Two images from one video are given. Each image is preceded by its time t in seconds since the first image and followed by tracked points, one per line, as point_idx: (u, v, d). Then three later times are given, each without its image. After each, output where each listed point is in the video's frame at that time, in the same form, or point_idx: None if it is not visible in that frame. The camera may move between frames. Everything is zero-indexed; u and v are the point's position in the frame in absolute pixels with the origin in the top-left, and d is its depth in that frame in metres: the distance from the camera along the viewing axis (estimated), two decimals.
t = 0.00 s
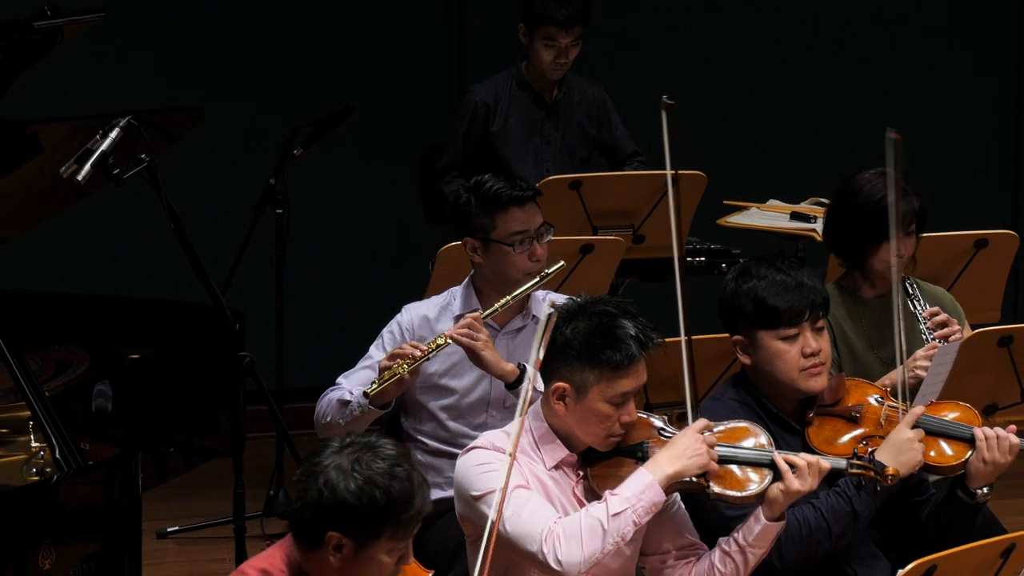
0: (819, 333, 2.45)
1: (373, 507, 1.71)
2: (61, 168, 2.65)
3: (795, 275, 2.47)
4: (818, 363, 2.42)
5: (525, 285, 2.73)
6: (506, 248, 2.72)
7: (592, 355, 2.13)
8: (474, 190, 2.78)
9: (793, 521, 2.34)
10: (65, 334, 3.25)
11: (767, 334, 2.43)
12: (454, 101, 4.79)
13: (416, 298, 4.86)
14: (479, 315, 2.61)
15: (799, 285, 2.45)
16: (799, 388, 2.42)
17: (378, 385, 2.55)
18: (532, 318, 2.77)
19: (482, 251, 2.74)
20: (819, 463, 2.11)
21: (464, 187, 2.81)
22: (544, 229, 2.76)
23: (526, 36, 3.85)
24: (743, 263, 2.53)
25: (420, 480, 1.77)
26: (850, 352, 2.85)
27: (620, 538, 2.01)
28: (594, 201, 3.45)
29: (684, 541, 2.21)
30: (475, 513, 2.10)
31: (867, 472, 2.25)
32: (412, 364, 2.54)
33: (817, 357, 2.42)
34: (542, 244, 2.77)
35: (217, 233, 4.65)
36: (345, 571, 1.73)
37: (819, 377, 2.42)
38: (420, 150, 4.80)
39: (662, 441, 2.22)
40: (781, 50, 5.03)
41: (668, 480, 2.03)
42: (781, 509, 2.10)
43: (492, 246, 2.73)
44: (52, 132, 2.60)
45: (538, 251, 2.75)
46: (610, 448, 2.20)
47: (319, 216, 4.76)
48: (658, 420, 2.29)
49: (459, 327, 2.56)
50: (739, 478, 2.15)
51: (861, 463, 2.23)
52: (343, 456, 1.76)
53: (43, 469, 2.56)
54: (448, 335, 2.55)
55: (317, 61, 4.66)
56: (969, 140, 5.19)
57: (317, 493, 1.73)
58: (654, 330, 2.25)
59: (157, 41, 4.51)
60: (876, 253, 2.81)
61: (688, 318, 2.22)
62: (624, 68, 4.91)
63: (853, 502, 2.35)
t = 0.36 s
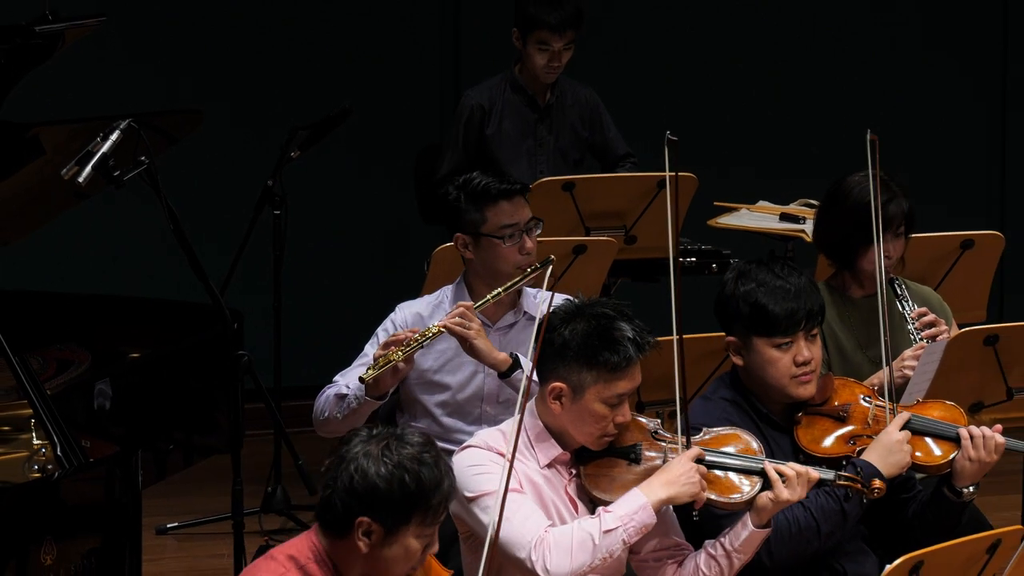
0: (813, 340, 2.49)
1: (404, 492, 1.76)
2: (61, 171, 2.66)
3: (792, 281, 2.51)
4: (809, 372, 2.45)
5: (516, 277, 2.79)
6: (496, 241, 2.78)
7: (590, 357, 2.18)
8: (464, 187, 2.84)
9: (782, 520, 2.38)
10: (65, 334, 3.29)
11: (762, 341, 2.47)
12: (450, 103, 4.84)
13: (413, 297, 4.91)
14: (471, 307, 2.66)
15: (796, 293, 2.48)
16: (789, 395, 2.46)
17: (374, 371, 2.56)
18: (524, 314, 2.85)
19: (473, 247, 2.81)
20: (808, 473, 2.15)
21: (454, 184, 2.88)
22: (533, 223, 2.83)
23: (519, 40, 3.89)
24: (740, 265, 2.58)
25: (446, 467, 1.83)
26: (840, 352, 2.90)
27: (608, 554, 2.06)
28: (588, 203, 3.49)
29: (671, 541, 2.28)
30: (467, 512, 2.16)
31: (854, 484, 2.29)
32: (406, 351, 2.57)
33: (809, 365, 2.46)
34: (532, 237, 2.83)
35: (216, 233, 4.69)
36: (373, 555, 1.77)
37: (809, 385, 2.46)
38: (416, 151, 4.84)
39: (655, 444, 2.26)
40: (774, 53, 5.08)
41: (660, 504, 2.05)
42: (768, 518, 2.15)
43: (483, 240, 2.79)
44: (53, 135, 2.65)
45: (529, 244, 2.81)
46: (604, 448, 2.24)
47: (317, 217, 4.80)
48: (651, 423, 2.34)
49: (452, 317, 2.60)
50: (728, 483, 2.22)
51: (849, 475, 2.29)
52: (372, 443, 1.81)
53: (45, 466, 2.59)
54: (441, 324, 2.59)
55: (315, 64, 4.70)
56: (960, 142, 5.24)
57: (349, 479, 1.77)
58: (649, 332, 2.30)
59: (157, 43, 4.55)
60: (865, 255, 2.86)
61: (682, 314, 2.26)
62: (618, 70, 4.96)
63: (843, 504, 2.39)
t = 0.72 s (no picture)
0: (809, 345, 2.53)
1: (412, 472, 1.83)
2: (65, 173, 2.73)
3: (789, 284, 2.55)
4: (804, 376, 2.51)
5: (510, 275, 2.84)
6: (490, 239, 2.82)
7: (586, 357, 2.22)
8: (456, 187, 2.89)
9: (774, 513, 2.43)
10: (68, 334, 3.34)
11: (760, 345, 2.50)
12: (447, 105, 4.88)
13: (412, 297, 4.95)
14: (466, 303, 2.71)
15: (794, 297, 2.52)
16: (784, 397, 2.51)
17: (368, 365, 2.65)
18: (519, 314, 2.89)
19: (468, 246, 2.86)
20: (796, 470, 2.20)
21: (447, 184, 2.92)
22: (526, 222, 2.87)
23: (515, 44, 3.94)
24: (738, 268, 2.61)
25: (449, 449, 1.90)
26: (831, 352, 2.95)
27: (602, 543, 2.10)
28: (582, 204, 3.54)
29: (665, 535, 2.33)
30: (464, 508, 2.20)
31: (844, 482, 2.33)
32: (401, 346, 2.64)
33: (805, 370, 2.51)
34: (526, 236, 2.87)
35: (217, 235, 4.74)
36: (380, 536, 1.84)
37: (804, 389, 2.52)
38: (413, 153, 4.89)
39: (649, 441, 2.31)
40: (768, 55, 5.13)
41: (652, 492, 2.09)
42: (761, 512, 2.19)
43: (476, 239, 2.83)
44: (56, 139, 2.70)
45: (522, 243, 2.85)
46: (599, 445, 2.29)
47: (315, 219, 4.84)
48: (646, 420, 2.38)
49: (445, 314, 2.65)
50: (722, 480, 2.27)
51: (839, 474, 2.33)
52: (378, 427, 1.88)
53: (48, 463, 2.62)
54: (434, 321, 2.65)
55: (313, 67, 4.75)
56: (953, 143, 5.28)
57: (358, 462, 1.84)
58: (645, 332, 2.33)
59: (158, 47, 4.60)
60: (856, 256, 2.91)
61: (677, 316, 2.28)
62: (614, 73, 5.01)
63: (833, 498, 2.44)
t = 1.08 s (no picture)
0: (798, 341, 2.56)
1: (431, 473, 1.87)
2: (67, 175, 2.77)
3: (778, 282, 2.59)
4: (794, 371, 2.54)
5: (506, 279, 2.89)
6: (487, 243, 2.87)
7: (580, 356, 2.26)
8: (455, 191, 2.94)
9: (766, 512, 2.47)
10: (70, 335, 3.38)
11: (750, 341, 2.54)
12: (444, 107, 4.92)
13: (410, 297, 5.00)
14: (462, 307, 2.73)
15: (783, 294, 2.57)
16: (774, 393, 2.54)
17: (367, 369, 2.68)
18: (514, 314, 2.94)
19: (465, 249, 2.91)
20: (788, 470, 2.25)
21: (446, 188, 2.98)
22: (524, 227, 2.92)
23: (510, 48, 3.98)
24: (727, 267, 2.66)
25: (466, 454, 1.95)
26: (821, 352, 3.00)
27: (594, 547, 2.15)
28: (577, 205, 3.58)
29: (657, 532, 2.37)
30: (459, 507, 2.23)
31: (834, 483, 2.37)
32: (397, 351, 2.67)
33: (794, 364, 2.54)
34: (522, 240, 2.92)
35: (217, 235, 4.79)
36: (395, 534, 1.88)
37: (793, 384, 2.55)
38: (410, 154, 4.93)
39: (642, 439, 2.35)
40: (762, 57, 5.17)
41: (645, 499, 2.14)
42: (752, 513, 2.24)
43: (475, 242, 2.88)
44: (58, 141, 2.74)
45: (519, 246, 2.91)
46: (592, 443, 2.34)
47: (314, 219, 4.89)
48: (639, 419, 2.43)
49: (442, 318, 2.68)
50: (714, 479, 2.31)
51: (829, 475, 2.37)
52: (399, 428, 1.92)
53: (51, 461, 2.66)
54: (432, 325, 2.68)
55: (312, 70, 4.80)
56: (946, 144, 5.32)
57: (379, 460, 1.88)
58: (637, 331, 2.39)
59: (158, 49, 4.65)
60: (847, 259, 2.95)
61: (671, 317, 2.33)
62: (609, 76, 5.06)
63: (824, 498, 2.50)
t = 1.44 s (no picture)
0: (785, 334, 2.62)
1: (450, 478, 1.91)
2: (71, 176, 2.83)
3: (764, 278, 2.64)
4: (781, 363, 2.59)
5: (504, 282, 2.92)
6: (485, 246, 2.90)
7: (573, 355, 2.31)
8: (455, 194, 2.96)
9: (757, 508, 2.51)
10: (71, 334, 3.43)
11: (738, 335, 2.59)
12: (442, 109, 4.97)
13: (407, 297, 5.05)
14: (460, 309, 2.78)
15: (769, 290, 2.61)
16: (763, 385, 2.59)
17: (367, 371, 2.72)
18: (512, 315, 2.98)
19: (463, 251, 2.93)
20: (778, 466, 2.29)
21: (444, 191, 3.00)
22: (521, 229, 2.94)
23: (506, 50, 4.03)
24: (715, 265, 2.70)
25: (484, 461, 1.98)
26: (814, 355, 3.04)
27: (588, 550, 2.19)
28: (571, 206, 3.63)
29: (650, 529, 2.41)
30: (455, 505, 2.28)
31: (824, 478, 2.42)
32: (397, 354, 2.71)
33: (781, 357, 2.59)
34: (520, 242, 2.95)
35: (217, 235, 4.83)
36: (409, 535, 1.92)
37: (782, 376, 2.60)
38: (408, 156, 4.98)
39: (635, 437, 2.41)
40: (756, 59, 5.22)
41: (637, 501, 2.18)
42: (743, 509, 2.28)
43: (472, 245, 2.91)
44: (62, 143, 2.79)
45: (516, 249, 2.93)
46: (586, 441, 2.37)
47: (312, 220, 4.93)
48: (632, 417, 2.48)
49: (441, 321, 2.73)
50: (705, 475, 2.36)
51: (819, 471, 2.42)
52: (421, 431, 1.96)
53: (54, 457, 2.70)
54: (431, 328, 2.73)
55: (311, 72, 4.85)
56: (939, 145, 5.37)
57: (401, 461, 1.92)
58: (631, 331, 2.42)
59: (159, 51, 4.70)
60: (842, 264, 3.01)
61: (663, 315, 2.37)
62: (605, 77, 5.11)
63: (814, 494, 2.53)
